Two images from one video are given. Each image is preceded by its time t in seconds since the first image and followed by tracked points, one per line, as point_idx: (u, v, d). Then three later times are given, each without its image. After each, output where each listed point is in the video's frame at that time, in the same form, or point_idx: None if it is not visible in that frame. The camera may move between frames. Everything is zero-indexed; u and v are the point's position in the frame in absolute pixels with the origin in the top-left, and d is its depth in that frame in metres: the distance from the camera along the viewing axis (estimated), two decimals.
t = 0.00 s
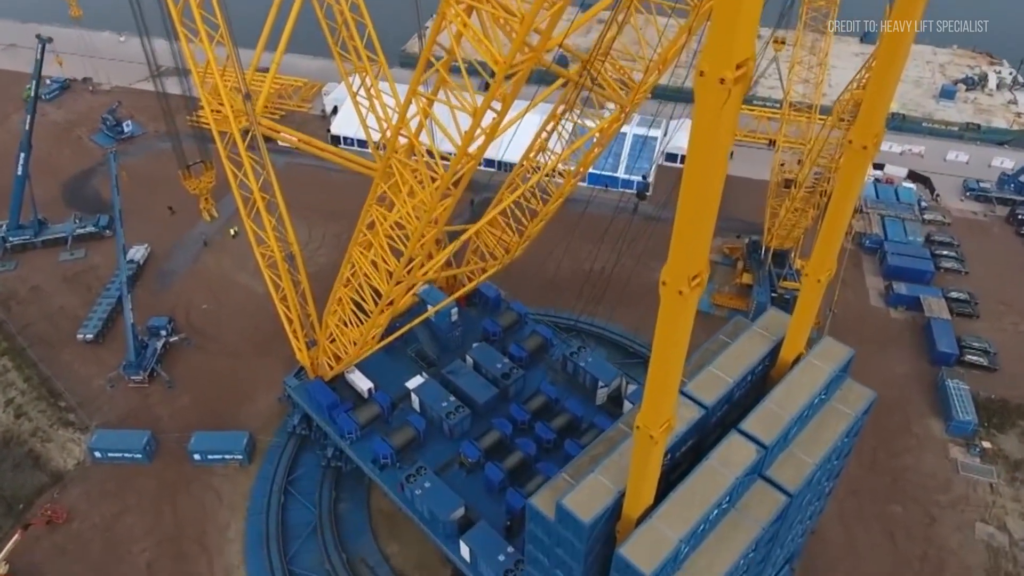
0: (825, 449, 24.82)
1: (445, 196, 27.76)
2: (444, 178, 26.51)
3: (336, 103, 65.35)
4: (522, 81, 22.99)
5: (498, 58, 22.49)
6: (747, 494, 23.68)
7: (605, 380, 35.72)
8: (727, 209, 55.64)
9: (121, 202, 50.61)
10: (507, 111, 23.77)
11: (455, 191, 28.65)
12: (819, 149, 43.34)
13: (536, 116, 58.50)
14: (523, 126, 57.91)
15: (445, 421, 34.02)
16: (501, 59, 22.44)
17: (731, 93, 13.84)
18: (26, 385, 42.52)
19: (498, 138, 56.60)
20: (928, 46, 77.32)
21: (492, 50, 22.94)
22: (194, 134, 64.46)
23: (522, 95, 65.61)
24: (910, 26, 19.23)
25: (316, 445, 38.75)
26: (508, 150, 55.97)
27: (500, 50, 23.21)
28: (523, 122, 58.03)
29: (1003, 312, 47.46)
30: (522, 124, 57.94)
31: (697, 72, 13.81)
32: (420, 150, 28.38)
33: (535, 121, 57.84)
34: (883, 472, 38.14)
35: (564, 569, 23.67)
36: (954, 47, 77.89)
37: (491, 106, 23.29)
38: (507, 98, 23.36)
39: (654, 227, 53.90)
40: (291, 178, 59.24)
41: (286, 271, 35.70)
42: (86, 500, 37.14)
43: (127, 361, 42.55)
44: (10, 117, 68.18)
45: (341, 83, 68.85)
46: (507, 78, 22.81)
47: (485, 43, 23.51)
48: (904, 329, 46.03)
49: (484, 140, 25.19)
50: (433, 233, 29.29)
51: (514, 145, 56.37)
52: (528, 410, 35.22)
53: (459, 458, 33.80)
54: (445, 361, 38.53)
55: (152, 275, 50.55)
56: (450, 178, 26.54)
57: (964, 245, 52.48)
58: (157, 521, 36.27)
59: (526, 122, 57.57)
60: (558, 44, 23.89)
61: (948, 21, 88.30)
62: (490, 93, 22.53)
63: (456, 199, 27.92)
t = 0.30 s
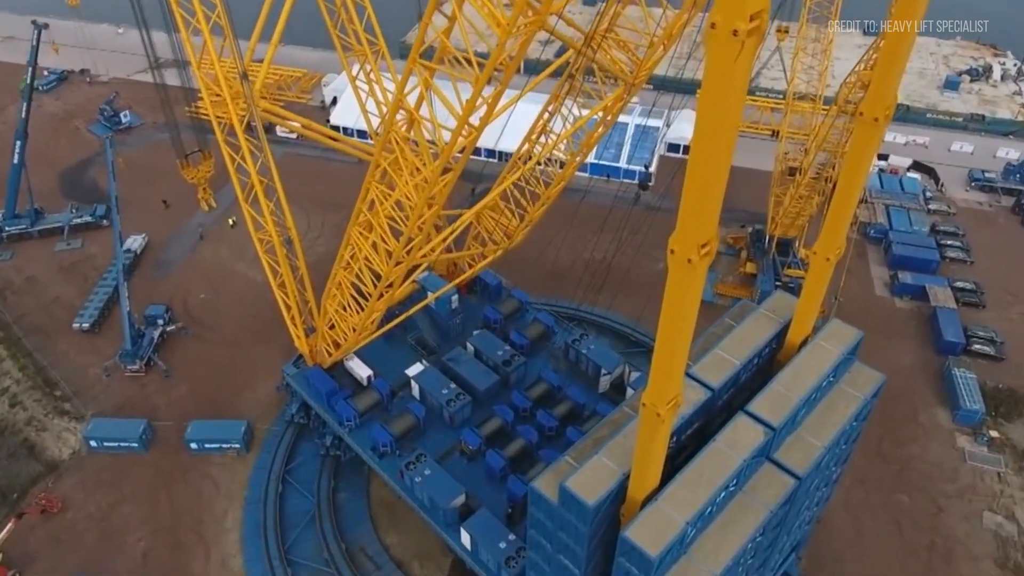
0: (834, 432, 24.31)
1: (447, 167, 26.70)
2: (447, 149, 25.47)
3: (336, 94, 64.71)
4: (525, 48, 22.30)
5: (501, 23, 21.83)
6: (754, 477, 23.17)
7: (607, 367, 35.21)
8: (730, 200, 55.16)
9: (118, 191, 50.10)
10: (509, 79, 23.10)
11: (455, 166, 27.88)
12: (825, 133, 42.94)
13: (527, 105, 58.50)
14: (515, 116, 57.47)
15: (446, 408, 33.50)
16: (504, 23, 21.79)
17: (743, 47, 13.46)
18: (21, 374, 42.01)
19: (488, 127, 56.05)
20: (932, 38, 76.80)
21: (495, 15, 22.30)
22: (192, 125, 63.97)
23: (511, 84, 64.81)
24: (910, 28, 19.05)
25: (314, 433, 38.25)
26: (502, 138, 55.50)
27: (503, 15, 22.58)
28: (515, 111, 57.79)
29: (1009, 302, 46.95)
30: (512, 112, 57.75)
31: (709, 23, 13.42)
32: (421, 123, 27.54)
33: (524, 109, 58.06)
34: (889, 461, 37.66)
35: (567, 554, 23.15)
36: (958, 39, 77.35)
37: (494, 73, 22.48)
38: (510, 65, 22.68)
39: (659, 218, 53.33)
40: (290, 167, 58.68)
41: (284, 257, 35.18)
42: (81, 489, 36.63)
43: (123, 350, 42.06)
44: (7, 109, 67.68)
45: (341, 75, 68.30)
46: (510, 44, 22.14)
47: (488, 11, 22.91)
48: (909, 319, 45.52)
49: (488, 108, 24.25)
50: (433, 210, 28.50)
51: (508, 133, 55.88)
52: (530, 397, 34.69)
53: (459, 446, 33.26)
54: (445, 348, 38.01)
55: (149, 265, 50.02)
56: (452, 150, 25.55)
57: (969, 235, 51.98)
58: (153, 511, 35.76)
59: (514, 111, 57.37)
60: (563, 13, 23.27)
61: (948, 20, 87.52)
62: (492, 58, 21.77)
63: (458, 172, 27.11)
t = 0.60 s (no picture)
0: (842, 415, 23.79)
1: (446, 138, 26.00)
2: (446, 120, 24.75)
3: (335, 85, 64.20)
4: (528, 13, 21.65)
5: None
6: (761, 460, 22.65)
7: (609, 354, 34.67)
8: (733, 190, 54.65)
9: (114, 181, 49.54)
10: (511, 47, 22.51)
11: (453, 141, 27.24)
12: (831, 115, 42.34)
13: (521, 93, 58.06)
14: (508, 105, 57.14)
15: (445, 396, 32.99)
16: None
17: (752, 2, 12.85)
18: (15, 363, 41.47)
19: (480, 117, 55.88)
20: (935, 30, 76.30)
21: None
22: (190, 116, 63.42)
23: (505, 74, 64.27)
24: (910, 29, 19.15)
25: (312, 422, 37.69)
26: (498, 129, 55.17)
27: None
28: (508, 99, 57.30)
29: (1015, 292, 46.43)
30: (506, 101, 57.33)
31: None
32: (421, 96, 26.79)
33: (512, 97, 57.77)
34: (895, 450, 37.15)
35: (569, 538, 22.63)
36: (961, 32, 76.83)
37: (494, 39, 21.87)
38: (512, 32, 22.07)
39: (660, 208, 53.00)
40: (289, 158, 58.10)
41: (281, 244, 34.64)
42: (75, 479, 36.10)
43: (119, 340, 41.52)
44: (4, 101, 67.11)
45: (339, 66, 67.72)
46: (512, 9, 21.54)
47: None
48: (915, 309, 44.99)
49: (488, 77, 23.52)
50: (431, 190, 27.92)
51: (504, 123, 55.45)
52: (531, 384, 34.17)
53: (459, 434, 32.73)
54: (445, 336, 37.50)
55: (145, 255, 49.48)
56: (452, 121, 24.87)
57: (974, 226, 51.45)
58: (148, 501, 35.22)
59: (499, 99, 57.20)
60: None
61: (949, 18, 86.78)
62: (492, 23, 21.18)
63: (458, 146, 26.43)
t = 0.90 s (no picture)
0: (850, 397, 23.36)
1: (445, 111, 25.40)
2: (445, 91, 24.26)
3: (333, 77, 63.93)
4: None
5: None
6: (766, 441, 22.22)
7: (611, 341, 34.22)
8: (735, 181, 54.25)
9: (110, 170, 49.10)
10: (510, 15, 22.03)
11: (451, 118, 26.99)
12: (835, 101, 41.77)
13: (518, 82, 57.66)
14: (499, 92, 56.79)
15: (445, 383, 32.56)
16: None
17: None
18: (10, 352, 41.04)
19: (474, 106, 55.60)
20: (938, 23, 75.85)
21: None
22: (189, 107, 62.99)
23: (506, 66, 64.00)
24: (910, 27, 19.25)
25: (310, 411, 37.23)
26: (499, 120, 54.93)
27: None
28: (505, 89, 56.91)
29: (1021, 282, 45.97)
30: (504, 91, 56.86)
31: None
32: (419, 71, 26.43)
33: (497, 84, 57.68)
34: (900, 439, 36.74)
35: (571, 522, 22.19)
36: (965, 24, 76.35)
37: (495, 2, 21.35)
38: None
39: (662, 197, 52.50)
40: (289, 148, 57.65)
41: (278, 228, 34.22)
42: (70, 468, 35.65)
43: (115, 328, 41.10)
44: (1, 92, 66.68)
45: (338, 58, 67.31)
46: None
47: None
48: (919, 298, 44.54)
49: (487, 48, 22.94)
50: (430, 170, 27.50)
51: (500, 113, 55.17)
52: (532, 371, 33.71)
53: (459, 421, 32.29)
54: (444, 323, 37.06)
55: (143, 245, 49.04)
56: (450, 93, 24.35)
57: (979, 216, 50.99)
58: (144, 490, 34.78)
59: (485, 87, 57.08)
60: None
61: (952, 11, 86.35)
62: None
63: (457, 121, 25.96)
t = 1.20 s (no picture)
0: (859, 378, 22.83)
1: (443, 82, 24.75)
2: (443, 62, 23.61)
3: (333, 68, 63.49)
4: None
5: None
6: (774, 423, 21.67)
7: (613, 328, 33.68)
8: (737, 171, 53.71)
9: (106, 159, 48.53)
10: None
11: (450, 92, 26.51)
12: (841, 87, 41.55)
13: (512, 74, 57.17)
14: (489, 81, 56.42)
15: (445, 370, 32.01)
16: None
17: None
18: (4, 342, 40.51)
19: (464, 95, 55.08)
20: (941, 15, 75.39)
21: None
22: (187, 98, 62.44)
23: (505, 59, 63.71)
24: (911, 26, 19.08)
25: (308, 400, 36.64)
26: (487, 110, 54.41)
27: None
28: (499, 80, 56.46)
29: None
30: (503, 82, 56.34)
31: None
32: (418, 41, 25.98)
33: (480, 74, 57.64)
34: (906, 429, 36.22)
35: (574, 506, 21.64)
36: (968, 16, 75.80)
37: None
38: None
39: (661, 187, 51.94)
40: (287, 139, 57.06)
41: (275, 214, 33.69)
42: (64, 457, 35.11)
43: (110, 317, 40.57)
44: None
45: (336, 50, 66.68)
46: None
47: None
48: (925, 288, 44.01)
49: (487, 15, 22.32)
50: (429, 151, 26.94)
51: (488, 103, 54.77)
52: (533, 358, 33.15)
53: (459, 409, 31.74)
54: (444, 311, 36.53)
55: (139, 235, 48.50)
56: (450, 63, 23.63)
57: (984, 206, 50.46)
58: (139, 479, 34.23)
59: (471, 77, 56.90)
60: None
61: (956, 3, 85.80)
62: None
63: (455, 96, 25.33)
